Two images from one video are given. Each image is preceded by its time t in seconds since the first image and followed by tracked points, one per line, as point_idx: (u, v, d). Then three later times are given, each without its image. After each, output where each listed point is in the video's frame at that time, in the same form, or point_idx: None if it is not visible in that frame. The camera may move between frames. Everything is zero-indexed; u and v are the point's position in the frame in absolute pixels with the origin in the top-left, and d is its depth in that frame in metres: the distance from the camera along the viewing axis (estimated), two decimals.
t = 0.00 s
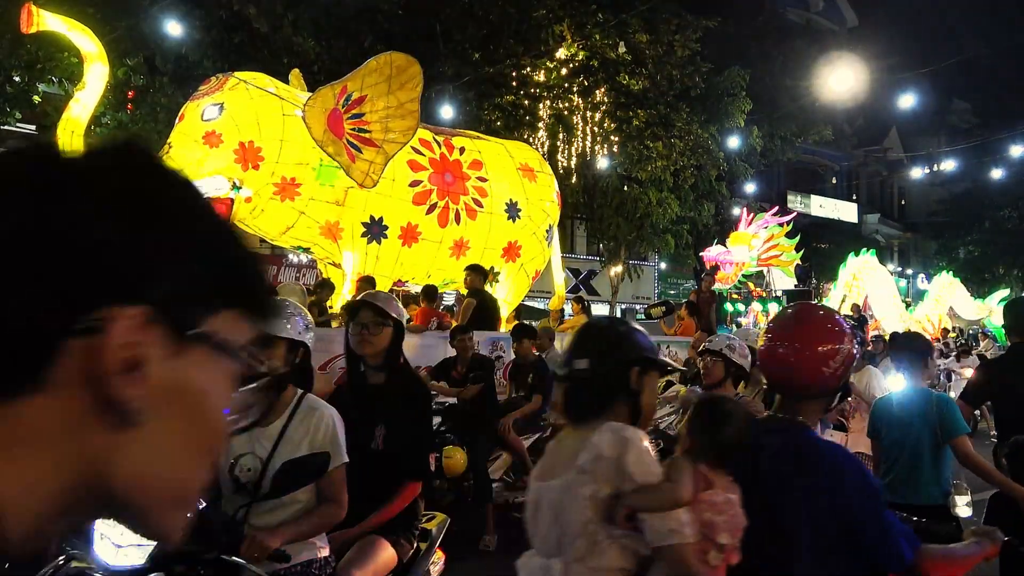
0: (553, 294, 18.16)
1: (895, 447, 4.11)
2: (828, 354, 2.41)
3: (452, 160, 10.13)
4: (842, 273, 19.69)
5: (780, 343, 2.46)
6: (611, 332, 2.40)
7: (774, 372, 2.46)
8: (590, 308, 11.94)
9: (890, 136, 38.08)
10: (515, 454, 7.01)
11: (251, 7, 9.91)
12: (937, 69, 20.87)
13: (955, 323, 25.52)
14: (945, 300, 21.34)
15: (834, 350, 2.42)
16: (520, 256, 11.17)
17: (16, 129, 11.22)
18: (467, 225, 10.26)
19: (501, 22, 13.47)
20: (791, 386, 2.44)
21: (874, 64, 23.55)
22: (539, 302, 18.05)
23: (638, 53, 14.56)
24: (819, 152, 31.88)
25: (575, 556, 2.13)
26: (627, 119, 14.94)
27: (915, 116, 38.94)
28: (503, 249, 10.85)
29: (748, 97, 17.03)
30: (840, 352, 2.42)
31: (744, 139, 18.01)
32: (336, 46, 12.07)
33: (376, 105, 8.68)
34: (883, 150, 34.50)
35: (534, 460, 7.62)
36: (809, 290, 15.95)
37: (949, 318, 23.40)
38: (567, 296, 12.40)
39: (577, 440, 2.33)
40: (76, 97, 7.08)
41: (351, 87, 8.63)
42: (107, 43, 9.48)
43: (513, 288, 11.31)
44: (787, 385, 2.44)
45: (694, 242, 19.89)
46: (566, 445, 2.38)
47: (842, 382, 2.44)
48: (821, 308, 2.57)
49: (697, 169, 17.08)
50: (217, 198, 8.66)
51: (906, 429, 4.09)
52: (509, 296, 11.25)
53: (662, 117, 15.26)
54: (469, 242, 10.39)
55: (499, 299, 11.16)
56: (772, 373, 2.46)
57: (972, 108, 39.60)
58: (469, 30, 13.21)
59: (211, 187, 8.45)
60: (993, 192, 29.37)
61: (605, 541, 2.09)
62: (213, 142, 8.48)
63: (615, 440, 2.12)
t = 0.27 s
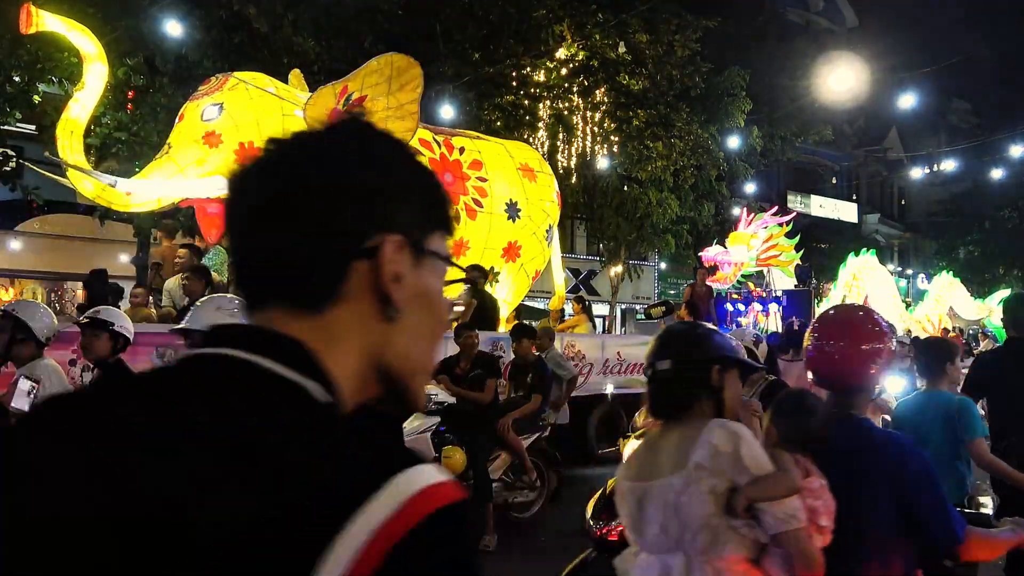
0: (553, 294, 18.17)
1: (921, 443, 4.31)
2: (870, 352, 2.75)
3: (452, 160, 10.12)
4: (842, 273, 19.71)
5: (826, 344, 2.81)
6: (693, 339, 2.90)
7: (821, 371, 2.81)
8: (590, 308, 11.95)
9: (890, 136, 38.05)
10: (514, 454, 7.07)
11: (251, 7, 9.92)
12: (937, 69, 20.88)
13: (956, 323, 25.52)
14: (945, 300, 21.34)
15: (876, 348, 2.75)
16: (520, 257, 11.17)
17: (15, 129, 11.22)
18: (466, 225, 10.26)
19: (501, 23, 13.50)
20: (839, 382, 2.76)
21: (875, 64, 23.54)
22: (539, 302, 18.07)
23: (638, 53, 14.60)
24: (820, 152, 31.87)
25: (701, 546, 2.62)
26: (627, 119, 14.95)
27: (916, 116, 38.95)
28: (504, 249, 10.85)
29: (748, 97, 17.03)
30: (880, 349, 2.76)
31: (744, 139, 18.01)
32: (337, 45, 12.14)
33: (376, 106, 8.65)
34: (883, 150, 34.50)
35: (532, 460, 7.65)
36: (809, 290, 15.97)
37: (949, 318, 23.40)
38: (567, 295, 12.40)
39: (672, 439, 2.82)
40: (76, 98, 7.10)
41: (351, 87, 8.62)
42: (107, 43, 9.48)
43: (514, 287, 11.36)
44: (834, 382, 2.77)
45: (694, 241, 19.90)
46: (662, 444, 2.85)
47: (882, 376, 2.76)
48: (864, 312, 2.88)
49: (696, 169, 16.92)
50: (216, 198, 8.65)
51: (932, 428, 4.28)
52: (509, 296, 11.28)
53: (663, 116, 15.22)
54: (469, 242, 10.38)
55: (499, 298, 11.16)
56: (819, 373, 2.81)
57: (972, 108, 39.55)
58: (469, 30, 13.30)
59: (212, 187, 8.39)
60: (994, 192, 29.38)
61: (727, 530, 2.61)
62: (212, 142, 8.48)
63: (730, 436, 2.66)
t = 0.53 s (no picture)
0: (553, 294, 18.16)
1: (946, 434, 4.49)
2: (936, 350, 3.36)
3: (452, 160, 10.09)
4: (842, 273, 19.69)
5: (895, 341, 3.42)
6: (759, 340, 3.16)
7: (892, 365, 3.41)
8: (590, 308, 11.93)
9: (890, 136, 38.06)
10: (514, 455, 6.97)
11: (251, 7, 9.92)
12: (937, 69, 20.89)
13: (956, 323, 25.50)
14: (945, 301, 21.35)
15: (940, 347, 3.36)
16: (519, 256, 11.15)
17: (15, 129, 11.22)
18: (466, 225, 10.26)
19: (501, 23, 13.53)
20: (902, 377, 3.39)
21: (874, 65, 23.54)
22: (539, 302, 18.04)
23: (638, 53, 14.65)
24: (819, 152, 31.91)
25: (799, 538, 2.93)
26: (627, 119, 14.91)
27: (915, 116, 38.96)
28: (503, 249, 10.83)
29: (748, 97, 17.03)
30: (944, 349, 3.37)
31: (744, 139, 18.01)
32: (337, 45, 12.21)
33: (376, 106, 8.66)
34: (883, 150, 34.51)
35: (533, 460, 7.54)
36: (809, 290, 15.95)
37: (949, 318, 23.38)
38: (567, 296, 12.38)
39: (757, 438, 3.11)
40: (76, 98, 7.08)
41: (352, 87, 8.62)
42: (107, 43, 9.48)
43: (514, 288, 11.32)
44: (901, 373, 3.38)
45: (694, 242, 19.89)
46: (747, 444, 3.13)
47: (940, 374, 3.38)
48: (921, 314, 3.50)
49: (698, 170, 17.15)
50: (217, 198, 8.62)
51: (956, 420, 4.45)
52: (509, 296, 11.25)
53: (662, 117, 15.29)
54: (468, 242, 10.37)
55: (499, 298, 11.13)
56: (890, 366, 3.42)
57: (972, 108, 39.53)
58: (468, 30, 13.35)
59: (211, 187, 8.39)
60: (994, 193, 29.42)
61: (823, 521, 2.92)
62: (212, 142, 8.49)
63: (821, 435, 2.93)
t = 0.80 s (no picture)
0: (553, 294, 18.14)
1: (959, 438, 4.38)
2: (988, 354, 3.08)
3: (452, 161, 10.13)
4: (842, 273, 19.67)
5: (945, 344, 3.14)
6: (830, 335, 2.81)
7: (944, 367, 3.13)
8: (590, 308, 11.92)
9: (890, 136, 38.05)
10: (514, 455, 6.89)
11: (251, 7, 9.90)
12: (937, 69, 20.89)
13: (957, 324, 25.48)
14: (946, 301, 21.32)
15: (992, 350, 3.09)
16: (520, 256, 11.15)
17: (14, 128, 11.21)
18: (466, 226, 10.27)
19: (500, 23, 13.59)
20: (955, 382, 3.12)
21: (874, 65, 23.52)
22: (539, 302, 18.04)
23: (638, 53, 14.65)
24: (819, 152, 31.91)
25: (854, 529, 2.68)
26: (627, 119, 14.85)
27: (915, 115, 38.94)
28: (503, 250, 10.84)
29: (748, 97, 17.01)
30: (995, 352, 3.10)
31: (744, 139, 18.00)
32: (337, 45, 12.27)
33: (376, 106, 8.68)
34: (883, 150, 34.50)
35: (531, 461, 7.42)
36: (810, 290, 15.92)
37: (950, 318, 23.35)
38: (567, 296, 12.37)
39: (818, 435, 2.76)
40: (76, 98, 7.09)
41: (351, 87, 8.60)
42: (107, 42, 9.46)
43: (514, 288, 11.29)
44: (955, 376, 3.10)
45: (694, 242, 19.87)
46: (808, 439, 2.79)
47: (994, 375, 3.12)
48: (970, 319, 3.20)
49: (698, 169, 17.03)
50: (216, 198, 8.62)
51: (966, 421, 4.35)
52: (509, 297, 11.22)
53: (662, 117, 15.02)
54: (469, 243, 10.39)
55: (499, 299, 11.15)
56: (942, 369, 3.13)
57: (972, 107, 39.52)
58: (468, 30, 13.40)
59: (211, 187, 8.40)
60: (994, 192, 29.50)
61: (879, 516, 2.69)
62: (212, 142, 8.51)
63: (881, 435, 2.64)
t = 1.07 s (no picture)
0: (553, 294, 18.15)
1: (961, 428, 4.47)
2: None
3: (452, 160, 10.14)
4: (842, 273, 19.73)
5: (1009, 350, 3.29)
6: (875, 338, 2.95)
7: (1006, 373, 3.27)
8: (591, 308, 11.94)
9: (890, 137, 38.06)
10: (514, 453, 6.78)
11: (251, 7, 9.90)
12: (937, 69, 20.89)
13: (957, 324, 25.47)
14: (945, 301, 21.34)
15: None
16: (520, 256, 11.15)
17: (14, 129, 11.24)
18: (466, 226, 10.26)
19: (500, 23, 13.62)
20: (1016, 387, 3.26)
21: (874, 65, 23.53)
22: (539, 302, 18.05)
23: (638, 53, 14.68)
24: (820, 152, 31.92)
25: (886, 513, 2.82)
26: (627, 119, 14.84)
27: (915, 116, 38.95)
28: (503, 249, 10.84)
29: (748, 97, 17.01)
30: None
31: (744, 139, 18.00)
32: (336, 45, 12.28)
33: (376, 105, 8.68)
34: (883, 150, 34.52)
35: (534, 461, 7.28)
36: (810, 290, 15.92)
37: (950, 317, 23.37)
38: (567, 295, 12.38)
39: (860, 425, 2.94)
40: (76, 98, 7.08)
41: (351, 87, 8.61)
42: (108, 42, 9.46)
43: (514, 288, 11.27)
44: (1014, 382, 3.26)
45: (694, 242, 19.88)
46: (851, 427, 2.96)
47: None
48: None
49: (696, 168, 16.63)
50: (216, 198, 8.61)
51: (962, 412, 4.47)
52: (509, 297, 11.20)
53: (662, 117, 15.04)
54: (469, 242, 10.38)
55: (499, 299, 11.09)
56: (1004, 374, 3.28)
57: (972, 107, 39.53)
58: (468, 30, 13.43)
59: (211, 187, 8.40)
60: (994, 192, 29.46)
61: (909, 501, 2.81)
62: (212, 142, 8.51)
63: (912, 428, 2.80)
